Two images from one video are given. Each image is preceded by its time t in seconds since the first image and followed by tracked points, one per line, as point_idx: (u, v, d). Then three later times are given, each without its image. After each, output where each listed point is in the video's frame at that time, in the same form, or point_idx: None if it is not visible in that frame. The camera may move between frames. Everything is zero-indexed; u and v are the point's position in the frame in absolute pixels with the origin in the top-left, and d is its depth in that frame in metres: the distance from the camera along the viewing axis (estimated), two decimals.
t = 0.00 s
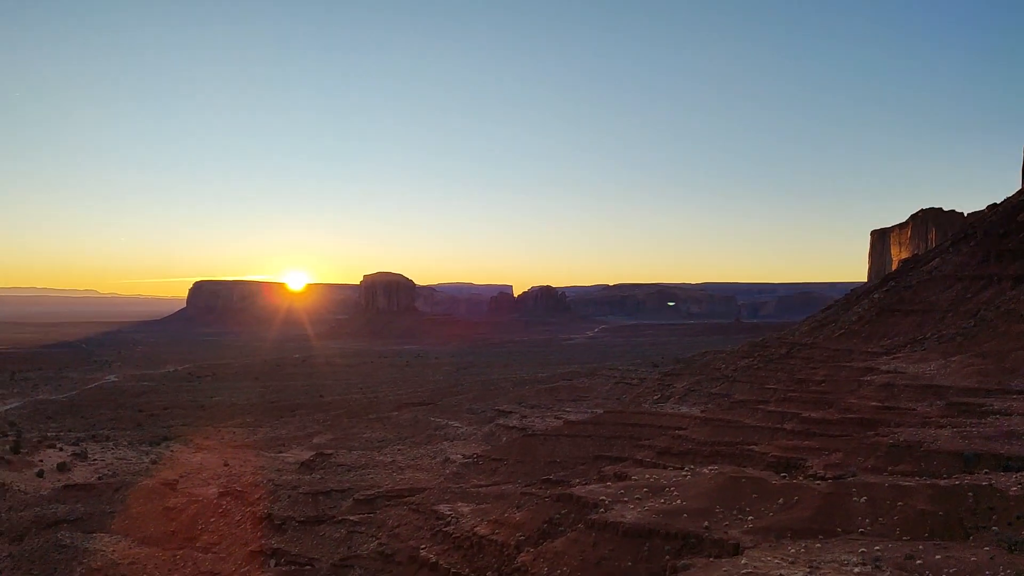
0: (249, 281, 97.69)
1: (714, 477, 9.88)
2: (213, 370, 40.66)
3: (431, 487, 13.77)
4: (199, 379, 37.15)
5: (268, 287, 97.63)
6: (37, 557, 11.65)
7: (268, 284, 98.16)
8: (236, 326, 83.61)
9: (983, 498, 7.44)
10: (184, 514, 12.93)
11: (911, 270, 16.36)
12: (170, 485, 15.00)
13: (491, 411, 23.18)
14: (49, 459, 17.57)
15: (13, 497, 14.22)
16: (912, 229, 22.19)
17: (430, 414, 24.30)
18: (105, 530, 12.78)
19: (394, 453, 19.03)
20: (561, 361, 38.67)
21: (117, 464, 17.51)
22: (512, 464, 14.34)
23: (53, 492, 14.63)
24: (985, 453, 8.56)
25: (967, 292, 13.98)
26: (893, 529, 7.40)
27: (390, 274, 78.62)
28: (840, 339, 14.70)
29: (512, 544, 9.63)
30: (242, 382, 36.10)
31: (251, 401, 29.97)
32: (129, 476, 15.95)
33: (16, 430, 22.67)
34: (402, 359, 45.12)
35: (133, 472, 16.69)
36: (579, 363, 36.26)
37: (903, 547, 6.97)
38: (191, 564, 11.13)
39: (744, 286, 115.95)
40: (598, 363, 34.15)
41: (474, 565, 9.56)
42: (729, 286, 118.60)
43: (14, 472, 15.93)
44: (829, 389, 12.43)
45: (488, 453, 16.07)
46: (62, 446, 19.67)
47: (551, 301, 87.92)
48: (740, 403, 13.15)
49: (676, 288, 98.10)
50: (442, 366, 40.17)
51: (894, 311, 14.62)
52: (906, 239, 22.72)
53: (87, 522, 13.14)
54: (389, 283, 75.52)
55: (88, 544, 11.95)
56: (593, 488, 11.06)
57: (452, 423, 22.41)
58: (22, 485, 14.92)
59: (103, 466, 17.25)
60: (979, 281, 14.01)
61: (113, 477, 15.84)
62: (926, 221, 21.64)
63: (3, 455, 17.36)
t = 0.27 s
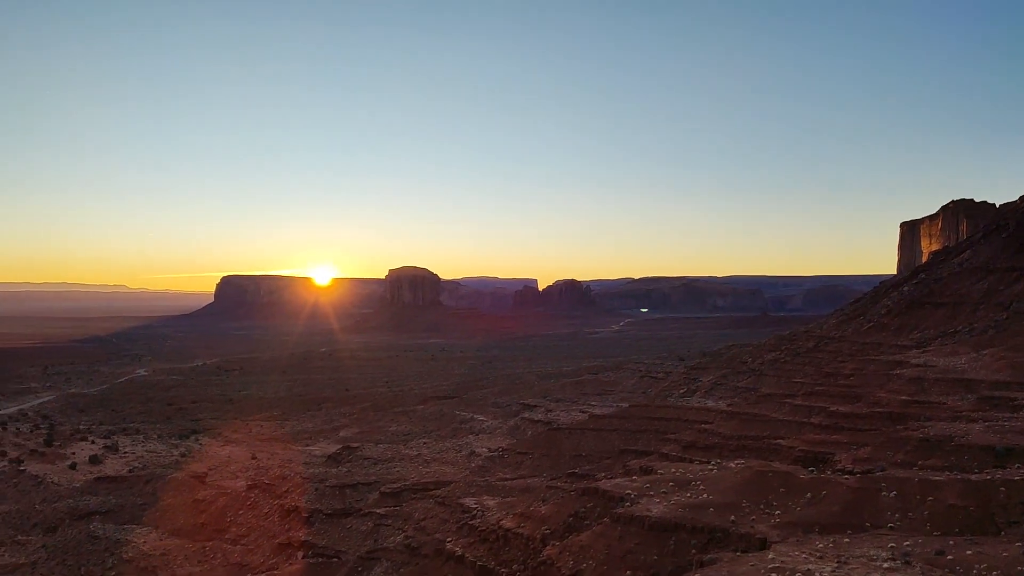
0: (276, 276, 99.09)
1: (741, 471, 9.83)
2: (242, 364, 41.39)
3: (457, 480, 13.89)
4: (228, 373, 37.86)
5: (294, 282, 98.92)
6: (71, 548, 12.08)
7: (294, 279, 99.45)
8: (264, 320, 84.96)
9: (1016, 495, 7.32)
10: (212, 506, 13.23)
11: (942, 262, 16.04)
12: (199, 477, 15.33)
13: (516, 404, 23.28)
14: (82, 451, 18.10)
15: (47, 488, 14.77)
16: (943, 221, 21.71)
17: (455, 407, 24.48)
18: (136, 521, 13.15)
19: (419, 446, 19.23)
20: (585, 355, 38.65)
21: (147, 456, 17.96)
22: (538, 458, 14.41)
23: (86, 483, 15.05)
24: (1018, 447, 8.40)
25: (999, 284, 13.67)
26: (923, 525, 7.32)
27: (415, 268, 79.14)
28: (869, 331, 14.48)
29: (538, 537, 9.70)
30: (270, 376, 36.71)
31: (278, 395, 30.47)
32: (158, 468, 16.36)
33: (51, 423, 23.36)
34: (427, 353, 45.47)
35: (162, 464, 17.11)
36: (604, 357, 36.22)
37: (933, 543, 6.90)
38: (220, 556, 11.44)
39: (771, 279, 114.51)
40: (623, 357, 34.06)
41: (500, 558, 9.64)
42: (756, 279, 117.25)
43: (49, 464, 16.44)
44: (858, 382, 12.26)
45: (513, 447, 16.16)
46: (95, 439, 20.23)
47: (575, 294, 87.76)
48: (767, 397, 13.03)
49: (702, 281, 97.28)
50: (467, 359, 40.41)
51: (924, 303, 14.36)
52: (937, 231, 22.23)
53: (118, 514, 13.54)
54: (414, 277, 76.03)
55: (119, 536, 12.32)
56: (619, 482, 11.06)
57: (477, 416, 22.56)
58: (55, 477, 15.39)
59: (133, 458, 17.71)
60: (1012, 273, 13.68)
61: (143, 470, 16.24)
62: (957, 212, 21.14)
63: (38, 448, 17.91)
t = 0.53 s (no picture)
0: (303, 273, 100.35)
1: (769, 467, 9.77)
2: (270, 359, 42.01)
3: (482, 476, 13.99)
4: (256, 368, 38.51)
5: (321, 278, 100.09)
6: (104, 540, 12.35)
7: (321, 275, 100.62)
8: (292, 316, 86.16)
9: None
10: (241, 501, 13.49)
11: (975, 255, 15.69)
12: (227, 471, 15.64)
13: (541, 400, 23.34)
14: (114, 445, 18.57)
15: (80, 482, 15.18)
16: (975, 214, 21.20)
17: (480, 403, 24.62)
18: (167, 514, 13.46)
19: (445, 441, 19.39)
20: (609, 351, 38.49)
21: (177, 451, 18.37)
22: (564, 453, 14.45)
23: (119, 477, 15.44)
24: None
25: None
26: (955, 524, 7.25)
27: (440, 263, 79.55)
28: (899, 326, 14.24)
29: (564, 533, 9.74)
30: (298, 371, 37.23)
31: (306, 390, 30.92)
32: (188, 463, 16.73)
33: (85, 418, 23.99)
34: (452, 348, 45.74)
35: (192, 459, 17.49)
36: (629, 353, 36.06)
37: (965, 540, 6.83)
38: (249, 549, 11.71)
39: (801, 274, 112.81)
40: (648, 353, 33.90)
41: (527, 552, 9.71)
42: (785, 274, 115.65)
43: (82, 458, 16.89)
44: (888, 378, 12.07)
45: (538, 442, 16.22)
46: (127, 433, 20.73)
47: (601, 289, 87.44)
48: (795, 392, 12.90)
49: (730, 276, 96.18)
50: (492, 355, 40.56)
51: (956, 297, 14.06)
52: (969, 224, 21.73)
53: (150, 507, 13.86)
54: (439, 273, 76.45)
55: (150, 528, 12.61)
56: (645, 477, 11.06)
57: (503, 411, 22.66)
58: (88, 471, 15.79)
59: (163, 452, 18.13)
60: None
61: (174, 464, 16.62)
62: (990, 205, 20.62)
63: (72, 442, 18.41)
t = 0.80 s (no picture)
0: (331, 269, 101.47)
1: (796, 464, 9.70)
2: (299, 355, 42.60)
3: (508, 471, 14.09)
4: (285, 364, 39.09)
5: (349, 275, 101.11)
6: (137, 534, 12.63)
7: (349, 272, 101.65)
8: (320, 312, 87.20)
9: None
10: (269, 496, 13.78)
11: (1010, 248, 15.31)
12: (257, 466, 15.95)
13: (568, 396, 23.36)
14: (146, 440, 19.01)
15: (113, 476, 15.35)
16: (1009, 207, 20.69)
17: (505, 398, 24.75)
18: (198, 509, 13.76)
19: (472, 437, 19.53)
20: (635, 347, 38.35)
21: (207, 446, 18.77)
22: (590, 449, 14.47)
23: (150, 471, 15.80)
24: None
25: None
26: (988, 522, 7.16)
27: (466, 260, 79.86)
28: (931, 321, 13.97)
29: (591, 529, 9.77)
30: (325, 367, 37.73)
31: (334, 386, 31.34)
32: (218, 458, 17.08)
33: (118, 413, 24.57)
34: (478, 344, 45.95)
35: (222, 454, 17.86)
36: (655, 349, 35.90)
37: (998, 538, 6.75)
38: (278, 544, 11.95)
39: (832, 269, 110.96)
40: (674, 349, 33.74)
41: (554, 548, 9.75)
42: (814, 268, 113.91)
43: (115, 452, 17.32)
44: (920, 374, 11.88)
45: (564, 438, 16.26)
46: (158, 429, 21.21)
47: (627, 285, 86.99)
48: (825, 388, 12.75)
49: (758, 271, 94.99)
50: (518, 351, 40.69)
51: (990, 292, 13.75)
52: (1003, 218, 21.19)
53: (181, 501, 14.16)
54: (465, 269, 76.75)
55: (182, 522, 12.89)
56: (673, 473, 11.05)
57: (530, 407, 22.73)
58: (120, 464, 16.16)
59: (193, 447, 18.53)
60: None
61: (204, 458, 17.00)
62: None
63: (105, 437, 18.90)
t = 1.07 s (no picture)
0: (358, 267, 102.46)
1: (825, 461, 9.61)
2: (326, 352, 43.16)
3: (534, 468, 14.16)
4: (313, 360, 39.62)
5: (375, 272, 101.97)
6: (168, 528, 12.85)
7: (375, 269, 102.53)
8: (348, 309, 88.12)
9: None
10: (298, 493, 14.03)
11: None
12: (285, 463, 16.22)
13: (594, 392, 23.35)
14: (177, 436, 19.44)
15: (145, 471, 15.64)
16: None
17: (531, 395, 24.83)
18: (227, 504, 14.04)
19: (499, 433, 19.66)
20: (661, 343, 38.19)
21: (237, 442, 19.15)
22: (616, 446, 14.47)
23: (181, 467, 16.16)
24: None
25: None
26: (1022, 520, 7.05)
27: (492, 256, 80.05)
28: (965, 316, 13.69)
29: (618, 526, 9.80)
30: (353, 363, 38.21)
31: (361, 382, 31.71)
32: (247, 454, 17.41)
33: (150, 409, 25.14)
34: (504, 340, 46.11)
35: (251, 449, 18.20)
36: (681, 345, 35.73)
37: None
38: (307, 539, 12.20)
39: (862, 263, 109.05)
40: (700, 345, 33.53)
41: (581, 544, 9.78)
42: (845, 263, 112.03)
43: (147, 448, 17.74)
44: (952, 369, 11.68)
45: (591, 435, 16.28)
46: (189, 425, 21.66)
47: (654, 281, 86.41)
48: (854, 384, 12.59)
49: (787, 267, 93.73)
50: (543, 347, 40.78)
51: None
52: None
53: (211, 496, 14.46)
54: (491, 265, 76.95)
55: (212, 517, 13.11)
56: (700, 470, 11.01)
57: (556, 404, 22.77)
58: (151, 459, 16.51)
59: (222, 443, 18.91)
60: None
61: (234, 454, 17.36)
62: None
63: (137, 433, 19.34)
